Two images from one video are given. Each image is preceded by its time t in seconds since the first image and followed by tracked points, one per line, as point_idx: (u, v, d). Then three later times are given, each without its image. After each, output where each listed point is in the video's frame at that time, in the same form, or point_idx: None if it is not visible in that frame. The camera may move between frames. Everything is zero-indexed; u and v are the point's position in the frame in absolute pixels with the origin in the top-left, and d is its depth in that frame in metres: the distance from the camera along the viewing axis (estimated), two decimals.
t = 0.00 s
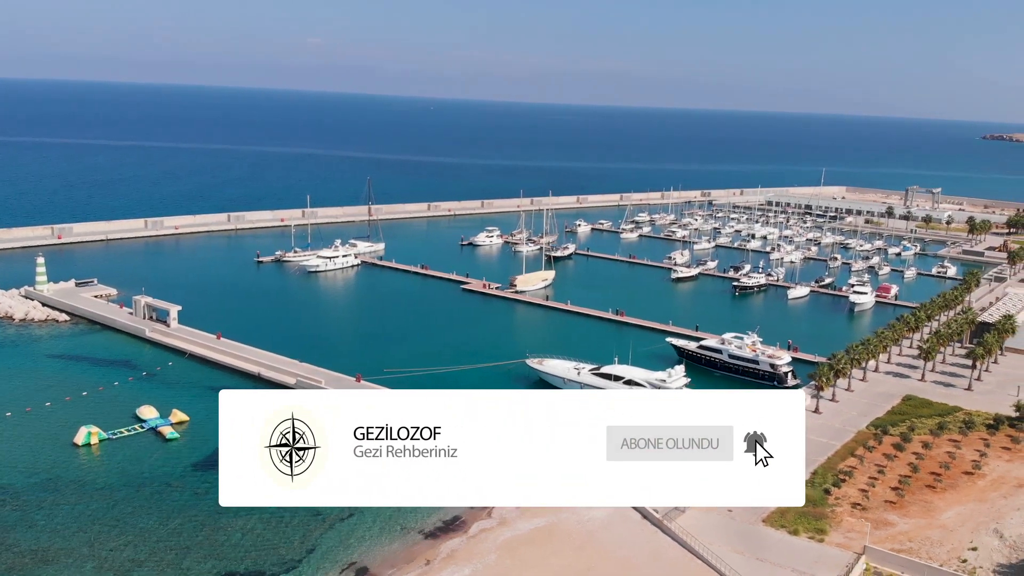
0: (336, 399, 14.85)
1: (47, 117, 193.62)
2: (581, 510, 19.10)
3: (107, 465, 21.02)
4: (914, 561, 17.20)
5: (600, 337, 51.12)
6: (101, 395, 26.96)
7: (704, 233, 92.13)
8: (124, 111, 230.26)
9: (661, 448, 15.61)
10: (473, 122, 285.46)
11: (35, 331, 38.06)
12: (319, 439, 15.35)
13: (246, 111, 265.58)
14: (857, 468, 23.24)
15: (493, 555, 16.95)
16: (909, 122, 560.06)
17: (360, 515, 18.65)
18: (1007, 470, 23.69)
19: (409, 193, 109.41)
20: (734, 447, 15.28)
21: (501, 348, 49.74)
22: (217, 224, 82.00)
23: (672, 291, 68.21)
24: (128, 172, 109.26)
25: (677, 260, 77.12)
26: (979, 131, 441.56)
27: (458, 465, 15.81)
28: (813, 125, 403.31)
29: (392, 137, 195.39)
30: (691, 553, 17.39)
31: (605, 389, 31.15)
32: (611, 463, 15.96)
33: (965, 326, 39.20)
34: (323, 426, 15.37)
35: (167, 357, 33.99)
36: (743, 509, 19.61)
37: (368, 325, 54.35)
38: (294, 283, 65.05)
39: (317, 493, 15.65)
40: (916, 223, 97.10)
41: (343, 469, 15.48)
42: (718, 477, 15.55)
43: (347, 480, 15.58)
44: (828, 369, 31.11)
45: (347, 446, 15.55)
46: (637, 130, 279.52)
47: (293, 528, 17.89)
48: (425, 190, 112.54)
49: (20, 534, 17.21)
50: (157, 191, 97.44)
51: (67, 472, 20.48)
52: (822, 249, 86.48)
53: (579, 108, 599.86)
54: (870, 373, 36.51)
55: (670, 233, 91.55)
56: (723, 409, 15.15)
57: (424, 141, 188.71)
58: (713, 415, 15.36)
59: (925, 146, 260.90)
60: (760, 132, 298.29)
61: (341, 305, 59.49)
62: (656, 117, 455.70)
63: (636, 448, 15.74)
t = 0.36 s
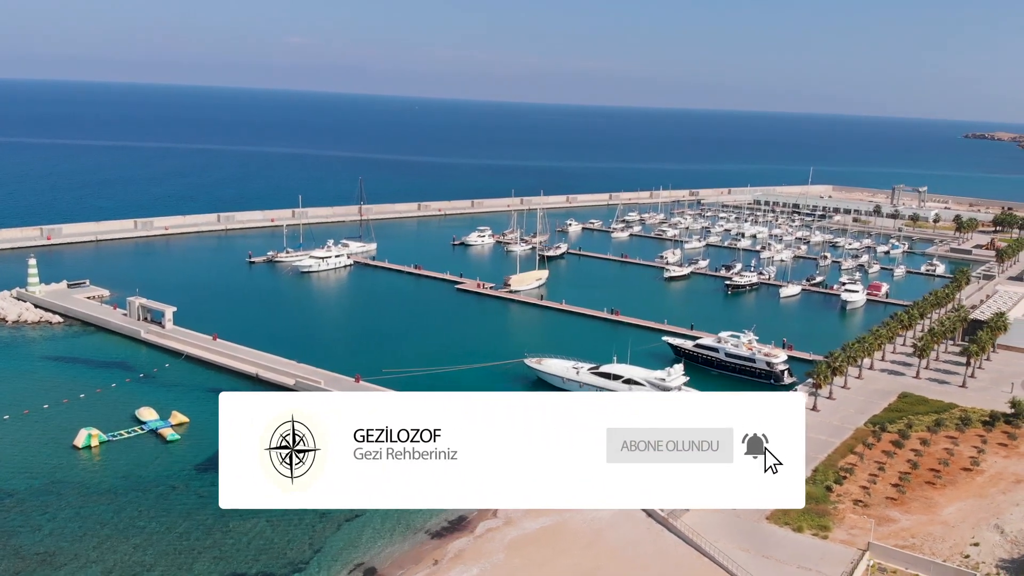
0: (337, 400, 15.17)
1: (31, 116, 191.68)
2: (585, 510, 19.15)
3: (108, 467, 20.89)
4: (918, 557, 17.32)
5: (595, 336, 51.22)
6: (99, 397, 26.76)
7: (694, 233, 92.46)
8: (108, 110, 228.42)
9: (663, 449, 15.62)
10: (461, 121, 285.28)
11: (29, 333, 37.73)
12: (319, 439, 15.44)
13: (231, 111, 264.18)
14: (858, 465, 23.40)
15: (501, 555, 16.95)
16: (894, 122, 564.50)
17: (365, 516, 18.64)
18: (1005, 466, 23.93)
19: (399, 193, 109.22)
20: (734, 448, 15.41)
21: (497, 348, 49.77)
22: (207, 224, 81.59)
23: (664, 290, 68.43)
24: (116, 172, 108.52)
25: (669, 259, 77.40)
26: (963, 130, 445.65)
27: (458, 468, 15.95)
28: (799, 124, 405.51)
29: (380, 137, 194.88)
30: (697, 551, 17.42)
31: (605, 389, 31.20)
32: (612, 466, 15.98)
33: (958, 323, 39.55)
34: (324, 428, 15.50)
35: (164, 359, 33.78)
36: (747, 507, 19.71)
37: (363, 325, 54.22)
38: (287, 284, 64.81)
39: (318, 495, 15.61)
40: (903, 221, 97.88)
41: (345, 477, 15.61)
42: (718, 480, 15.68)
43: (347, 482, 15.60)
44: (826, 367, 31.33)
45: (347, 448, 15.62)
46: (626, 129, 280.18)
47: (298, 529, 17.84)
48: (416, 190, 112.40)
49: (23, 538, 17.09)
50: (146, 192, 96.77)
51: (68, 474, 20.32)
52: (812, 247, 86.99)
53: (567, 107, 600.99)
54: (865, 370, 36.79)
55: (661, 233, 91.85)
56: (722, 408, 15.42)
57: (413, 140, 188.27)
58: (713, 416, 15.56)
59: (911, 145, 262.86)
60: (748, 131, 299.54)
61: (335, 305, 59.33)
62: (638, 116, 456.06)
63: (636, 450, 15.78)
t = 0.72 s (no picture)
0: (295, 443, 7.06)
1: (15, 117, 190.36)
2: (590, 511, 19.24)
3: (109, 470, 20.76)
4: (922, 552, 17.46)
5: (590, 336, 51.31)
6: (97, 400, 26.56)
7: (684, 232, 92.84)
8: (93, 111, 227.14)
9: (668, 517, 7.30)
10: (448, 121, 285.37)
11: (22, 335, 37.38)
12: (331, 501, 7.31)
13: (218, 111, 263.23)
14: (858, 462, 23.59)
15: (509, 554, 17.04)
16: (879, 121, 569.19)
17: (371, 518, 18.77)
18: (1002, 462, 24.17)
19: (389, 193, 109.04)
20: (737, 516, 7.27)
21: (492, 348, 49.78)
22: (197, 224, 81.18)
23: (657, 289, 68.66)
24: (103, 172, 107.82)
25: (661, 259, 77.69)
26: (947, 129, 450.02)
27: (523, 569, 7.36)
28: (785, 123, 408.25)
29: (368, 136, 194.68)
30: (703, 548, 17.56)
31: (604, 388, 31.26)
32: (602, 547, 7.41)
33: (951, 321, 39.93)
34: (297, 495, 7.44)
35: (160, 361, 33.53)
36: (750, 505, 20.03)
37: (357, 326, 54.11)
38: (280, 284, 64.57)
39: None
40: (890, 219, 98.71)
41: (357, 572, 7.33)
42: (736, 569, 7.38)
43: None
44: (824, 365, 31.58)
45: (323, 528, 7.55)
46: (614, 129, 281.03)
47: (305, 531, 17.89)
48: (405, 190, 112.25)
49: (28, 542, 17.02)
50: (135, 192, 96.16)
51: (69, 477, 20.18)
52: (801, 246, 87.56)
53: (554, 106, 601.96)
54: (861, 368, 37.07)
55: (652, 232, 92.15)
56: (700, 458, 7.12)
57: (401, 140, 188.06)
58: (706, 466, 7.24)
59: (894, 143, 265.32)
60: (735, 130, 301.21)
61: (329, 306, 59.17)
62: (625, 115, 457.47)
63: (642, 518, 7.33)
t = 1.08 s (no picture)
0: None
1: None
2: (596, 510, 19.36)
3: (110, 472, 20.63)
4: (925, 548, 17.61)
5: (586, 335, 51.44)
6: (95, 402, 26.38)
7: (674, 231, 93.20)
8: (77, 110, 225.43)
9: None
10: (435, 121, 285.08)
11: (14, 338, 37.01)
12: None
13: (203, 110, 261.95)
14: (857, 459, 23.77)
15: (517, 553, 17.11)
16: (864, 121, 573.25)
17: (378, 518, 18.80)
18: (1000, 458, 24.42)
19: (379, 193, 108.83)
20: None
21: (487, 348, 49.78)
22: (187, 225, 80.71)
23: (650, 288, 68.91)
24: (90, 172, 106.99)
25: (653, 258, 78.03)
26: (931, 128, 453.72)
27: None
28: (771, 123, 410.43)
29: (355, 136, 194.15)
30: (709, 545, 17.68)
31: (603, 387, 31.40)
32: None
33: (945, 319, 40.30)
34: None
35: (156, 362, 33.33)
36: (754, 503, 20.24)
37: (351, 326, 54.01)
38: (272, 285, 64.39)
39: None
40: (877, 218, 99.47)
41: None
42: None
43: None
44: (821, 362, 31.80)
45: None
46: (602, 128, 281.53)
47: (312, 532, 17.84)
48: (395, 190, 112.02)
49: (33, 545, 16.91)
50: (122, 193, 95.45)
51: (70, 480, 20.02)
52: (790, 245, 88.12)
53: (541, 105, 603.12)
54: (856, 366, 37.37)
55: (642, 231, 92.40)
56: None
57: (389, 139, 187.78)
58: None
59: (879, 142, 267.33)
60: (722, 130, 302.40)
61: (322, 306, 58.99)
62: (611, 114, 458.81)
63: None
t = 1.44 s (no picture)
0: None
1: None
2: (601, 509, 19.42)
3: (112, 474, 20.51)
4: (928, 544, 17.74)
5: (581, 334, 51.56)
6: (93, 404, 26.19)
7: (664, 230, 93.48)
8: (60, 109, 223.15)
9: None
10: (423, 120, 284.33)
11: (8, 340, 36.68)
12: None
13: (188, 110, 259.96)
14: (857, 456, 23.93)
15: (524, 552, 17.09)
16: (850, 120, 576.66)
17: (384, 519, 18.81)
18: (997, 455, 24.65)
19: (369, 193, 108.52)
20: None
21: (483, 347, 49.79)
22: (177, 226, 80.26)
23: (643, 287, 69.13)
24: (78, 172, 106.14)
25: (645, 257, 78.31)
26: (917, 127, 456.87)
27: None
28: (758, 122, 412.09)
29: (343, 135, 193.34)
30: (715, 542, 17.73)
31: (603, 386, 31.49)
32: None
33: (938, 316, 40.63)
34: None
35: (153, 364, 33.15)
36: (758, 500, 20.34)
37: (346, 326, 53.89)
38: (265, 285, 64.15)
39: None
40: (866, 217, 100.06)
41: None
42: None
43: None
44: (819, 360, 31.98)
45: None
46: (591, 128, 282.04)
47: (318, 533, 17.83)
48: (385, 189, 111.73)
49: (38, 549, 16.81)
50: (110, 193, 94.68)
51: (72, 483, 19.90)
52: (780, 244, 88.54)
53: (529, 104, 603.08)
54: (852, 364, 37.63)
55: (632, 230, 92.57)
56: None
57: (377, 139, 187.22)
58: None
59: (865, 141, 269.04)
60: (709, 129, 303.68)
61: (316, 307, 58.79)
62: (599, 114, 458.78)
63: None
